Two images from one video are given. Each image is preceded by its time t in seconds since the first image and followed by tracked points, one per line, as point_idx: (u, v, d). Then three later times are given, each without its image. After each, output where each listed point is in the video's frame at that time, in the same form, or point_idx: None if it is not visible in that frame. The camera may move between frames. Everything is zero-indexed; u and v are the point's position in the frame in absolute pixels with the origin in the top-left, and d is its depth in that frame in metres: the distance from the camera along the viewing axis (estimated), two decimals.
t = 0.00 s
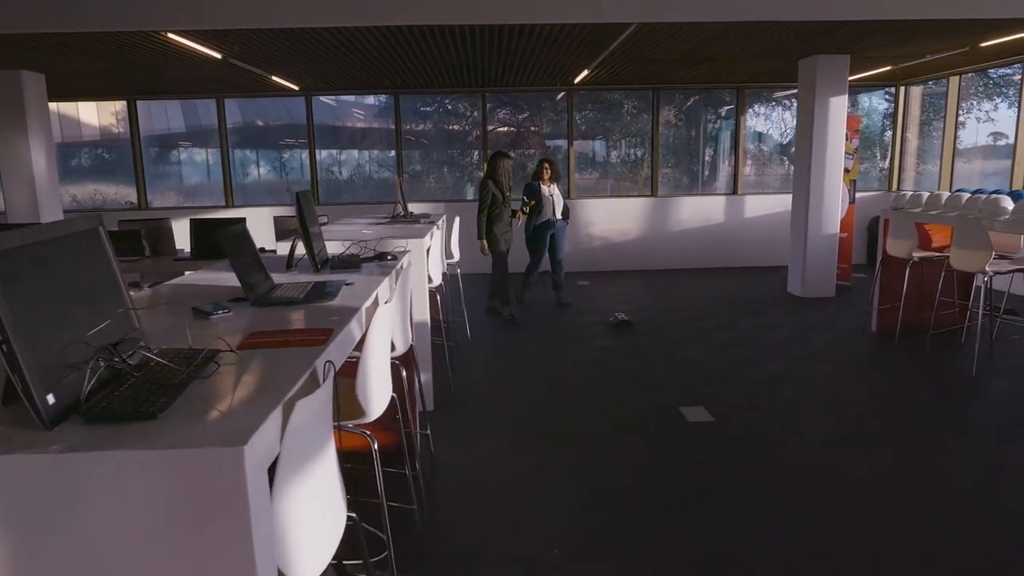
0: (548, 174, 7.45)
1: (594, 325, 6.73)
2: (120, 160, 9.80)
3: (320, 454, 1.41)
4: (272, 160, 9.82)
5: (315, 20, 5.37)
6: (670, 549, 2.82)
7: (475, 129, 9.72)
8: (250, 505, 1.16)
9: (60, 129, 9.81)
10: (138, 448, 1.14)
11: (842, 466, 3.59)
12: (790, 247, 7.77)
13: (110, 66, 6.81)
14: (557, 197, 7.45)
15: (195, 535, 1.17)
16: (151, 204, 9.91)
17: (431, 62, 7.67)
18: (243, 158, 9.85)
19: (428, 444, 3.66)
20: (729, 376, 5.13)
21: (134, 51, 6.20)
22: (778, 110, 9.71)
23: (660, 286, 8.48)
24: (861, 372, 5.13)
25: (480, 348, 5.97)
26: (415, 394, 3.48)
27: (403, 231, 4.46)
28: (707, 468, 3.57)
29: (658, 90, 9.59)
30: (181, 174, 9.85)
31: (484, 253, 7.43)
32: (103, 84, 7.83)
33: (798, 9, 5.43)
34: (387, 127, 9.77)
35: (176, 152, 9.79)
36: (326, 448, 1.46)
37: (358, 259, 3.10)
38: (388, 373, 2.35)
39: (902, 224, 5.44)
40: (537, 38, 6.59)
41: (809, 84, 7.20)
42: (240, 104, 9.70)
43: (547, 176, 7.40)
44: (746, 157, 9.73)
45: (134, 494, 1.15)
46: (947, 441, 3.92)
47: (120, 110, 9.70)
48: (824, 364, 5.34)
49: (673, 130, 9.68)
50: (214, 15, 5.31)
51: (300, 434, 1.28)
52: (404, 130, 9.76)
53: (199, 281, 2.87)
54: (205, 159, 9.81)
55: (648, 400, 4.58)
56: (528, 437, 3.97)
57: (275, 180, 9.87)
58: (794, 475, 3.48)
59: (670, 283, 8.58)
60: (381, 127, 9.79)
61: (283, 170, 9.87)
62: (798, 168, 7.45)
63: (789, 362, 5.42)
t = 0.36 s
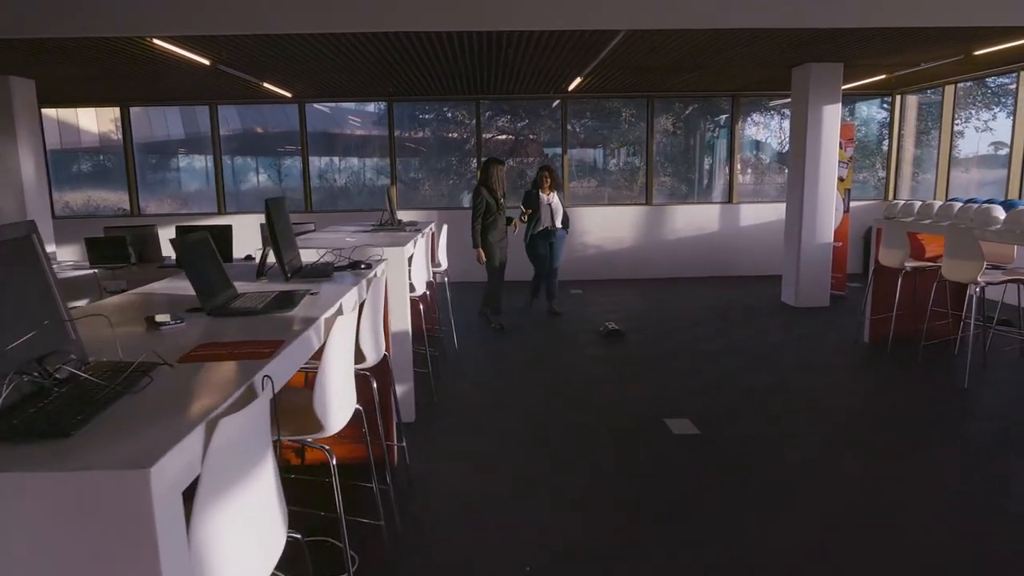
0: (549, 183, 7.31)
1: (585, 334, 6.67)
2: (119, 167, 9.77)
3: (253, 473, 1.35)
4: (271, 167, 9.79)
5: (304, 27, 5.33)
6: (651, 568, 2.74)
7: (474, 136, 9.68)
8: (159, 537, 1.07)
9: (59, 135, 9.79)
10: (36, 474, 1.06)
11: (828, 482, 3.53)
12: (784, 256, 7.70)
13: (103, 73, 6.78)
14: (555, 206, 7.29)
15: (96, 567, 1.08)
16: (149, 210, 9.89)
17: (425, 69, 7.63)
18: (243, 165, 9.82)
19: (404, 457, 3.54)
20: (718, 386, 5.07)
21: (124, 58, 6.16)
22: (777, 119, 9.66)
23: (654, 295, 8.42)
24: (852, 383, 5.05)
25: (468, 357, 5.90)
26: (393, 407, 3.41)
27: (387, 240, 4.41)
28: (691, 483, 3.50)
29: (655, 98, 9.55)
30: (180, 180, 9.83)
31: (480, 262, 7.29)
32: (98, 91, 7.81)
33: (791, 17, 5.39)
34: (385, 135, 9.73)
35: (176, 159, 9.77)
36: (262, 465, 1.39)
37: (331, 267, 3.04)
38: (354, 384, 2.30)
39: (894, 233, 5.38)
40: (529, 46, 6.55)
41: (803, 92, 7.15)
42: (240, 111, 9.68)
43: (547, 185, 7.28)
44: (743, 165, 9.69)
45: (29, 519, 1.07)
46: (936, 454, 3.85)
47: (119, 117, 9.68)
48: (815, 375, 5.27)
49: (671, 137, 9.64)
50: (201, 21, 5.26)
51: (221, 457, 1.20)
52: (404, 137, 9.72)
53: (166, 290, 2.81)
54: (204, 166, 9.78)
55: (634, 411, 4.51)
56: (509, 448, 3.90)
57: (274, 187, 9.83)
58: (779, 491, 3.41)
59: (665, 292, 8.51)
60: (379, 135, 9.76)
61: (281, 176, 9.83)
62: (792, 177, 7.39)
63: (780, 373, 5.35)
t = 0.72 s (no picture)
0: (547, 183, 7.23)
1: (574, 334, 6.62)
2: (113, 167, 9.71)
3: (183, 487, 1.28)
4: (268, 167, 9.73)
5: (287, 25, 5.24)
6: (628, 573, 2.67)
7: (473, 137, 9.62)
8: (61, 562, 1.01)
9: (53, 135, 9.74)
10: None
11: (813, 485, 3.47)
12: (776, 256, 7.64)
13: (90, 72, 6.71)
14: (551, 206, 7.25)
15: None
16: (144, 211, 9.84)
17: (416, 69, 7.56)
18: (239, 165, 9.75)
19: (378, 462, 3.46)
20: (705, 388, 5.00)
21: (108, 57, 6.09)
22: (773, 118, 9.61)
23: (647, 295, 8.36)
24: (841, 384, 4.99)
25: (456, 358, 5.85)
26: (368, 412, 3.34)
27: (369, 241, 4.35)
28: (672, 487, 3.44)
29: (650, 97, 9.49)
30: (175, 181, 9.78)
31: (477, 265, 7.14)
32: (89, 90, 7.74)
33: (782, 14, 5.32)
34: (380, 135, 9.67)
35: (173, 160, 9.73)
36: (194, 479, 1.33)
37: (301, 269, 2.99)
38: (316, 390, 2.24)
39: (884, 232, 5.32)
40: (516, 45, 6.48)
41: (794, 91, 7.08)
42: (236, 111, 9.62)
43: (543, 185, 7.20)
44: (739, 165, 9.64)
45: None
46: (924, 456, 3.78)
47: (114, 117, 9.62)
48: (804, 376, 5.21)
49: (666, 136, 9.58)
50: (183, 18, 5.17)
51: (139, 473, 1.14)
52: (401, 137, 9.67)
53: (130, 293, 2.75)
54: (200, 166, 9.73)
55: (619, 413, 4.44)
56: (489, 451, 3.84)
57: (270, 187, 9.78)
58: (761, 495, 3.34)
59: (658, 292, 8.46)
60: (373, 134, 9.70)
61: (275, 176, 9.76)
62: (784, 176, 7.32)
63: (769, 374, 5.29)
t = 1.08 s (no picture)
0: (541, 184, 7.18)
1: (563, 337, 6.58)
2: (106, 169, 9.66)
3: (110, 503, 1.25)
4: (263, 169, 9.69)
5: (272, 26, 5.19)
6: None
7: (469, 138, 9.57)
8: None
9: (48, 137, 9.68)
10: None
11: (794, 489, 3.43)
12: (768, 258, 7.60)
13: (79, 73, 6.66)
14: (548, 209, 7.20)
15: None
16: (139, 213, 9.80)
17: (407, 70, 7.51)
18: (235, 167, 9.71)
19: (353, 468, 3.41)
20: (692, 391, 4.94)
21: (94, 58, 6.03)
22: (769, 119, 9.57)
23: (639, 297, 8.32)
24: (829, 387, 4.95)
25: (443, 361, 5.81)
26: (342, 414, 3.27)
27: (352, 244, 4.30)
28: (653, 493, 3.39)
29: (645, 98, 9.44)
30: (171, 183, 9.75)
31: (469, 267, 7.09)
32: (80, 92, 7.68)
33: (773, 14, 5.27)
34: (375, 136, 9.62)
35: (169, 161, 9.69)
36: (125, 494, 1.29)
37: (272, 273, 2.94)
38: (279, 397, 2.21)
39: (873, 234, 5.27)
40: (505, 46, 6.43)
41: (786, 91, 7.04)
42: (232, 112, 9.57)
43: (537, 186, 7.15)
44: (736, 166, 9.61)
45: None
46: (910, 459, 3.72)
47: (110, 118, 9.56)
48: (791, 379, 5.17)
49: (661, 137, 9.53)
50: (166, 19, 5.11)
51: (58, 485, 1.11)
52: (398, 138, 9.63)
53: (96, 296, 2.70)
54: (194, 168, 9.69)
55: (602, 417, 4.40)
56: (469, 456, 3.79)
57: (263, 189, 9.74)
58: (742, 500, 3.31)
59: (650, 294, 8.42)
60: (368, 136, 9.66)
61: (269, 178, 9.72)
62: (776, 177, 7.28)
63: (756, 377, 5.25)
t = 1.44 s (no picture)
0: (537, 186, 7.13)
1: (555, 340, 6.54)
2: (104, 170, 9.65)
3: (40, 512, 1.21)
4: (267, 170, 9.67)
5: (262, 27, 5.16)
6: None
7: (468, 140, 9.54)
8: None
9: (50, 138, 9.69)
10: None
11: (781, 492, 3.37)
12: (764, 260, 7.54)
13: (75, 74, 6.66)
14: (545, 210, 7.14)
15: None
16: (137, 214, 9.79)
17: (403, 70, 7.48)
18: (237, 168, 9.69)
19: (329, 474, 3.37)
20: (680, 395, 4.89)
21: (88, 58, 6.01)
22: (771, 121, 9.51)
23: (634, 299, 8.26)
24: (821, 391, 4.89)
25: (433, 364, 5.77)
26: (318, 417, 3.23)
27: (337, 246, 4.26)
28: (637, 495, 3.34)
29: (644, 100, 9.39)
30: (173, 183, 9.75)
31: (466, 270, 7.07)
32: (78, 92, 7.68)
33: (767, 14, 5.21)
34: (375, 138, 9.60)
35: (168, 163, 9.69)
36: (57, 503, 1.25)
37: (246, 276, 2.91)
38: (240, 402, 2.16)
39: (867, 237, 5.22)
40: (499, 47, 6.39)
41: (782, 92, 6.98)
42: (234, 113, 9.56)
43: (534, 188, 7.09)
44: (737, 168, 9.56)
45: None
46: (897, 463, 3.66)
47: (110, 119, 9.57)
48: (783, 382, 5.11)
49: (660, 140, 9.49)
50: (154, 19, 5.08)
51: None
52: (399, 139, 9.60)
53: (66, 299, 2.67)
54: (193, 169, 9.68)
55: (589, 421, 4.36)
56: (452, 459, 3.75)
57: (262, 190, 9.73)
58: (728, 502, 3.25)
59: (645, 297, 8.36)
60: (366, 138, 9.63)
61: (266, 180, 9.70)
62: (772, 179, 7.22)
63: (748, 381, 5.20)
